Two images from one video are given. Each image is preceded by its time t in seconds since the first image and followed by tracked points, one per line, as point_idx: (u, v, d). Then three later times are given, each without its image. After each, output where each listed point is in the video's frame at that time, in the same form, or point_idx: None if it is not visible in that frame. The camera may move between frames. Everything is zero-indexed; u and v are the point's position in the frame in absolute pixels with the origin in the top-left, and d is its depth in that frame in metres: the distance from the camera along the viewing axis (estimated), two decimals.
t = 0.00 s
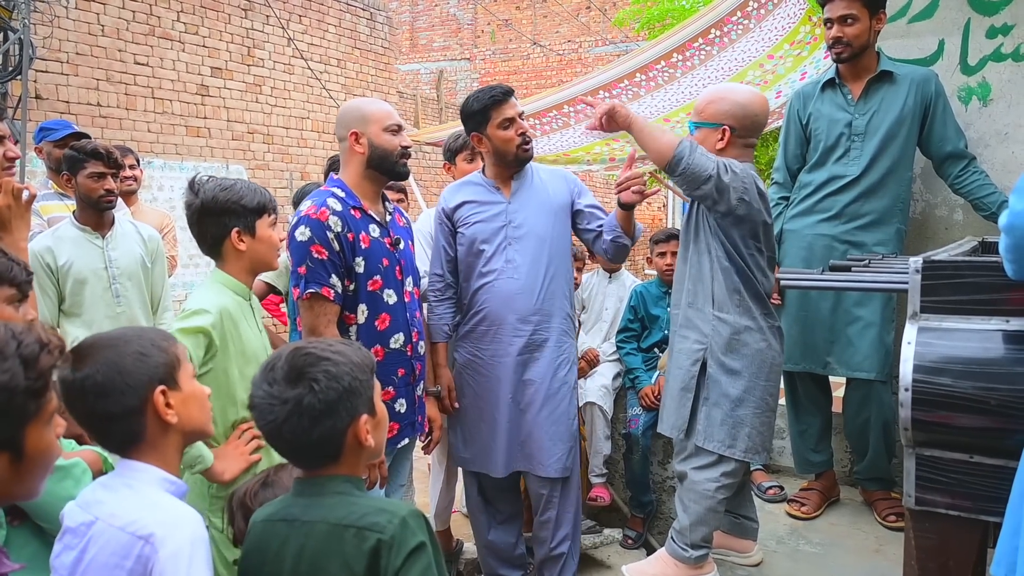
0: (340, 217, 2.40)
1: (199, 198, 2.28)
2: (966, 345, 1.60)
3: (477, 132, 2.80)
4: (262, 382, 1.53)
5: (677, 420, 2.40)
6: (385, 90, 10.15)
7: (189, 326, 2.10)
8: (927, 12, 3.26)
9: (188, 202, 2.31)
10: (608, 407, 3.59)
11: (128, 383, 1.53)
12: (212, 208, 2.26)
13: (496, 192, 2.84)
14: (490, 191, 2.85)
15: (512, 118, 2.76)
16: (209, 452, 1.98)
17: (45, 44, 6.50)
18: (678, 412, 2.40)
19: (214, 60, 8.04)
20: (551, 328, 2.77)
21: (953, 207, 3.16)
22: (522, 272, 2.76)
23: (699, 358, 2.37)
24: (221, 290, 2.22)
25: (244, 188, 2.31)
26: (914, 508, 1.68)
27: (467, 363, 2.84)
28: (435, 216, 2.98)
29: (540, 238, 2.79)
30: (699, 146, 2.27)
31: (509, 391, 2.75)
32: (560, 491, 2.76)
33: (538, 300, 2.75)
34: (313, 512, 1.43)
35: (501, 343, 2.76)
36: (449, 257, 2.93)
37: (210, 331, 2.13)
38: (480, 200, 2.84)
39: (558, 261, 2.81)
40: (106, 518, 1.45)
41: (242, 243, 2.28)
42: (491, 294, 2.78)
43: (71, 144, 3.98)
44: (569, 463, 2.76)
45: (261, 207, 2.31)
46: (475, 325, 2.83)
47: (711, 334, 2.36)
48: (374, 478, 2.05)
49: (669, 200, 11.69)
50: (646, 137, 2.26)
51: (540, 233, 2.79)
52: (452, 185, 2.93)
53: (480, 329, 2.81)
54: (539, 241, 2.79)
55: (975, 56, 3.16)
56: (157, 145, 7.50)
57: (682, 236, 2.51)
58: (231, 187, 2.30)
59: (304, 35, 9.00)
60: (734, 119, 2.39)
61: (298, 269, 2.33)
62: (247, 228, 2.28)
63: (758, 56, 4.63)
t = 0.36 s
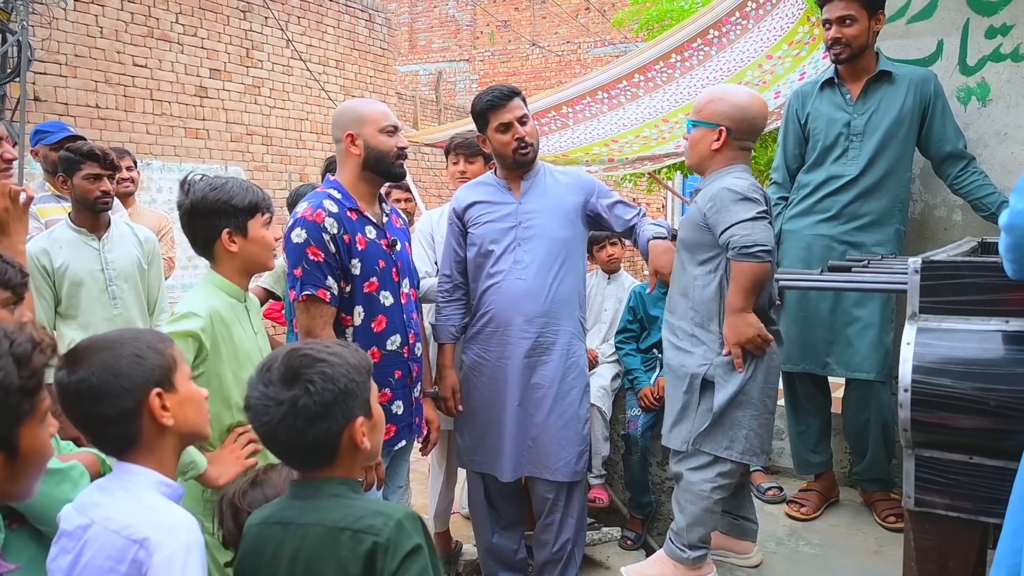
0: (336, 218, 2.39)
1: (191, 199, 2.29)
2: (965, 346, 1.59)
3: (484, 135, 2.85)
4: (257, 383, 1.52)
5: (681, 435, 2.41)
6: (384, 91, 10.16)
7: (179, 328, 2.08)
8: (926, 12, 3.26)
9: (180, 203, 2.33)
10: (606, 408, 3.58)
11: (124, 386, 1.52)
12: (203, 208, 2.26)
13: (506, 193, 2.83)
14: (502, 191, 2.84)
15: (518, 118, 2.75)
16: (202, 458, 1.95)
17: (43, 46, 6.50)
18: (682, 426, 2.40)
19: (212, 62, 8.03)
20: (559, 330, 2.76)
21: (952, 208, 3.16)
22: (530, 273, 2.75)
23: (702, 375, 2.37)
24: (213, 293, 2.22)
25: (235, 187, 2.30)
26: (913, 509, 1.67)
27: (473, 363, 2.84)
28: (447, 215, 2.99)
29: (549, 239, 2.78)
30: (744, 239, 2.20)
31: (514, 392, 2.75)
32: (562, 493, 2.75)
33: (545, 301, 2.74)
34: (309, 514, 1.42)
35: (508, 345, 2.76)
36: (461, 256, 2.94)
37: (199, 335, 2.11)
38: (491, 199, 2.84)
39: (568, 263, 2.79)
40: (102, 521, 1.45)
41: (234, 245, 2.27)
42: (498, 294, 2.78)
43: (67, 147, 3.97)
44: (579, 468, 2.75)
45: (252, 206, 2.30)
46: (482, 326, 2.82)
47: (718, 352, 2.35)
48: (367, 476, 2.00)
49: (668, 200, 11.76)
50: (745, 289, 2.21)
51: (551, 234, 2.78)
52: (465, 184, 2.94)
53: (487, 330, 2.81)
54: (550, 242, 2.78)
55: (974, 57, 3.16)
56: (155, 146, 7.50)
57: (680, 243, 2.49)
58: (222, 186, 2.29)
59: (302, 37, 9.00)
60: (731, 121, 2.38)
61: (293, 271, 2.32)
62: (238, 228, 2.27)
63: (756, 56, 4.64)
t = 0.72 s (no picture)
0: (336, 219, 2.39)
1: (189, 199, 2.27)
2: (965, 346, 1.59)
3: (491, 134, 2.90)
4: (255, 385, 1.52)
5: (698, 437, 2.38)
6: (384, 92, 10.16)
7: (178, 330, 2.07)
8: (925, 11, 3.26)
9: (178, 202, 2.31)
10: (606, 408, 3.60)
11: (124, 386, 1.52)
12: (201, 208, 2.25)
13: (516, 196, 2.84)
14: (515, 194, 2.85)
15: (494, 124, 2.79)
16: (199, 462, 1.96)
17: (42, 47, 6.49)
18: (703, 435, 2.37)
19: (211, 63, 8.03)
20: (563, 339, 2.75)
21: (951, 207, 3.16)
22: (530, 281, 2.76)
23: (721, 376, 2.36)
24: (210, 293, 2.21)
25: (234, 187, 2.30)
26: (912, 509, 1.67)
27: (481, 366, 2.88)
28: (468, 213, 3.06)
29: (551, 247, 2.76)
30: (740, 232, 2.22)
31: (520, 397, 2.76)
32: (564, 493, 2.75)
33: (549, 309, 2.75)
34: (307, 515, 1.42)
35: (510, 351, 2.78)
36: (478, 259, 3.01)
37: (198, 337, 2.11)
38: (502, 202, 2.86)
39: (575, 270, 2.77)
40: (99, 522, 1.44)
41: (231, 245, 2.27)
42: (503, 300, 2.81)
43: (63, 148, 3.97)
44: (587, 476, 2.75)
45: (251, 207, 2.30)
46: (489, 329, 2.86)
47: (734, 355, 2.36)
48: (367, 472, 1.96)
49: (667, 199, 11.77)
50: (706, 273, 2.20)
51: (553, 243, 2.76)
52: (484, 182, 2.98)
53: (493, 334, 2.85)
54: (552, 250, 2.76)
55: (973, 56, 3.16)
56: (154, 147, 7.50)
57: (686, 244, 2.50)
58: (221, 187, 2.29)
59: (301, 37, 9.00)
60: (724, 124, 2.38)
61: (293, 271, 2.31)
62: (236, 229, 2.27)
63: (755, 56, 4.64)
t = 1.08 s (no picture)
0: (335, 215, 2.38)
1: (185, 195, 2.27)
2: (965, 345, 1.59)
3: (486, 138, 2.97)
4: (255, 383, 1.51)
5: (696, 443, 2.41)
6: (382, 89, 10.15)
7: (180, 326, 2.06)
8: (926, 10, 3.25)
9: (173, 198, 2.31)
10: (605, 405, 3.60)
11: (120, 383, 1.52)
12: (198, 204, 2.25)
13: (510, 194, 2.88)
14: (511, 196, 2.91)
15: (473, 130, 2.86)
16: (203, 461, 1.97)
17: (38, 42, 6.47)
18: (698, 441, 2.40)
19: (209, 59, 8.01)
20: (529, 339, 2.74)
21: (950, 207, 3.16)
22: (504, 281, 2.82)
23: (713, 385, 2.37)
24: (205, 290, 2.20)
25: (233, 185, 2.31)
26: (912, 508, 1.67)
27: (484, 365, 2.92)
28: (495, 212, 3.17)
29: (518, 248, 2.77)
30: (715, 240, 2.21)
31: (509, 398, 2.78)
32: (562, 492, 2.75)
33: (516, 309, 2.76)
34: (306, 514, 1.42)
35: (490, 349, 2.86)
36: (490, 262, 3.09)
37: (200, 333, 2.10)
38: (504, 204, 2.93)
39: (541, 271, 2.74)
40: (94, 521, 1.44)
41: (227, 242, 2.26)
42: (491, 302, 2.88)
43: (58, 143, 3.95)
44: (558, 477, 2.69)
45: (248, 204, 2.30)
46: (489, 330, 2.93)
47: (724, 364, 2.36)
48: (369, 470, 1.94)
49: (666, 198, 11.81)
50: (685, 281, 2.21)
51: (522, 243, 2.77)
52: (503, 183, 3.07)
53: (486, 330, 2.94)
54: (519, 251, 2.77)
55: (973, 56, 3.16)
56: (151, 144, 7.48)
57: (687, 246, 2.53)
58: (217, 183, 2.30)
59: (300, 34, 8.98)
60: (727, 119, 2.38)
61: (292, 267, 2.30)
62: (233, 225, 2.26)
63: (754, 55, 4.65)
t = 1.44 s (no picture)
0: (334, 212, 2.36)
1: (180, 192, 2.25)
2: (974, 347, 1.59)
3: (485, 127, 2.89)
4: (262, 382, 1.49)
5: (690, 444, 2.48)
6: (378, 85, 10.11)
7: (183, 325, 2.04)
8: (927, 9, 3.25)
9: (167, 196, 2.29)
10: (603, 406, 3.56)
11: (111, 385, 1.50)
12: (192, 200, 2.23)
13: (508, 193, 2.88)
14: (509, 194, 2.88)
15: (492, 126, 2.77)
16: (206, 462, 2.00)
17: (31, 35, 6.41)
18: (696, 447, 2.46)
19: (204, 53, 7.95)
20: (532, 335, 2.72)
21: (950, 206, 3.16)
22: (509, 277, 2.79)
23: (709, 398, 2.40)
24: (205, 288, 2.18)
25: (227, 181, 2.28)
26: (919, 510, 1.66)
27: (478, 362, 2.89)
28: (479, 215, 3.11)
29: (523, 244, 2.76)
30: (688, 257, 2.20)
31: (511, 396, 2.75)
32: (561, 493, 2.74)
33: (519, 304, 2.75)
34: (312, 517, 1.40)
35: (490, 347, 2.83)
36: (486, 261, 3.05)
37: (203, 332, 2.08)
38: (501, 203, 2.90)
39: (545, 265, 2.73)
40: (86, 525, 1.42)
41: (223, 238, 2.24)
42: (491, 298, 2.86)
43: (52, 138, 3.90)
44: (556, 477, 2.68)
45: (243, 199, 2.27)
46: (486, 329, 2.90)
47: (720, 377, 2.38)
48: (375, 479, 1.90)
49: (662, 195, 11.83)
50: (665, 301, 2.23)
51: (526, 239, 2.76)
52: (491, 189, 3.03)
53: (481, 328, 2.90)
54: (523, 246, 2.76)
55: (974, 55, 3.16)
56: (145, 139, 7.42)
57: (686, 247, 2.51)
58: (211, 180, 2.27)
59: (295, 29, 8.92)
60: (727, 113, 2.36)
61: (290, 265, 2.28)
62: (228, 221, 2.24)
63: (753, 53, 4.66)
